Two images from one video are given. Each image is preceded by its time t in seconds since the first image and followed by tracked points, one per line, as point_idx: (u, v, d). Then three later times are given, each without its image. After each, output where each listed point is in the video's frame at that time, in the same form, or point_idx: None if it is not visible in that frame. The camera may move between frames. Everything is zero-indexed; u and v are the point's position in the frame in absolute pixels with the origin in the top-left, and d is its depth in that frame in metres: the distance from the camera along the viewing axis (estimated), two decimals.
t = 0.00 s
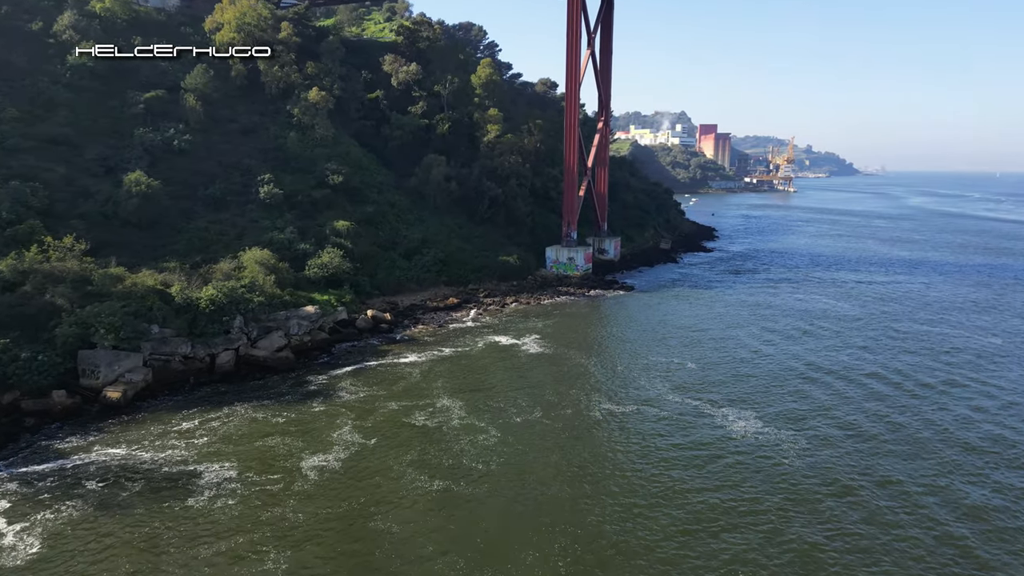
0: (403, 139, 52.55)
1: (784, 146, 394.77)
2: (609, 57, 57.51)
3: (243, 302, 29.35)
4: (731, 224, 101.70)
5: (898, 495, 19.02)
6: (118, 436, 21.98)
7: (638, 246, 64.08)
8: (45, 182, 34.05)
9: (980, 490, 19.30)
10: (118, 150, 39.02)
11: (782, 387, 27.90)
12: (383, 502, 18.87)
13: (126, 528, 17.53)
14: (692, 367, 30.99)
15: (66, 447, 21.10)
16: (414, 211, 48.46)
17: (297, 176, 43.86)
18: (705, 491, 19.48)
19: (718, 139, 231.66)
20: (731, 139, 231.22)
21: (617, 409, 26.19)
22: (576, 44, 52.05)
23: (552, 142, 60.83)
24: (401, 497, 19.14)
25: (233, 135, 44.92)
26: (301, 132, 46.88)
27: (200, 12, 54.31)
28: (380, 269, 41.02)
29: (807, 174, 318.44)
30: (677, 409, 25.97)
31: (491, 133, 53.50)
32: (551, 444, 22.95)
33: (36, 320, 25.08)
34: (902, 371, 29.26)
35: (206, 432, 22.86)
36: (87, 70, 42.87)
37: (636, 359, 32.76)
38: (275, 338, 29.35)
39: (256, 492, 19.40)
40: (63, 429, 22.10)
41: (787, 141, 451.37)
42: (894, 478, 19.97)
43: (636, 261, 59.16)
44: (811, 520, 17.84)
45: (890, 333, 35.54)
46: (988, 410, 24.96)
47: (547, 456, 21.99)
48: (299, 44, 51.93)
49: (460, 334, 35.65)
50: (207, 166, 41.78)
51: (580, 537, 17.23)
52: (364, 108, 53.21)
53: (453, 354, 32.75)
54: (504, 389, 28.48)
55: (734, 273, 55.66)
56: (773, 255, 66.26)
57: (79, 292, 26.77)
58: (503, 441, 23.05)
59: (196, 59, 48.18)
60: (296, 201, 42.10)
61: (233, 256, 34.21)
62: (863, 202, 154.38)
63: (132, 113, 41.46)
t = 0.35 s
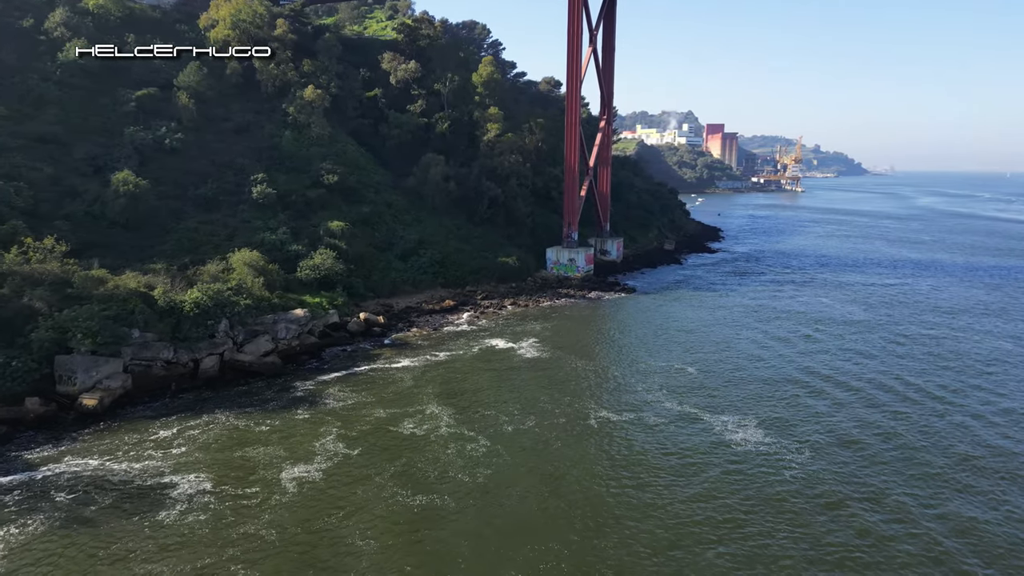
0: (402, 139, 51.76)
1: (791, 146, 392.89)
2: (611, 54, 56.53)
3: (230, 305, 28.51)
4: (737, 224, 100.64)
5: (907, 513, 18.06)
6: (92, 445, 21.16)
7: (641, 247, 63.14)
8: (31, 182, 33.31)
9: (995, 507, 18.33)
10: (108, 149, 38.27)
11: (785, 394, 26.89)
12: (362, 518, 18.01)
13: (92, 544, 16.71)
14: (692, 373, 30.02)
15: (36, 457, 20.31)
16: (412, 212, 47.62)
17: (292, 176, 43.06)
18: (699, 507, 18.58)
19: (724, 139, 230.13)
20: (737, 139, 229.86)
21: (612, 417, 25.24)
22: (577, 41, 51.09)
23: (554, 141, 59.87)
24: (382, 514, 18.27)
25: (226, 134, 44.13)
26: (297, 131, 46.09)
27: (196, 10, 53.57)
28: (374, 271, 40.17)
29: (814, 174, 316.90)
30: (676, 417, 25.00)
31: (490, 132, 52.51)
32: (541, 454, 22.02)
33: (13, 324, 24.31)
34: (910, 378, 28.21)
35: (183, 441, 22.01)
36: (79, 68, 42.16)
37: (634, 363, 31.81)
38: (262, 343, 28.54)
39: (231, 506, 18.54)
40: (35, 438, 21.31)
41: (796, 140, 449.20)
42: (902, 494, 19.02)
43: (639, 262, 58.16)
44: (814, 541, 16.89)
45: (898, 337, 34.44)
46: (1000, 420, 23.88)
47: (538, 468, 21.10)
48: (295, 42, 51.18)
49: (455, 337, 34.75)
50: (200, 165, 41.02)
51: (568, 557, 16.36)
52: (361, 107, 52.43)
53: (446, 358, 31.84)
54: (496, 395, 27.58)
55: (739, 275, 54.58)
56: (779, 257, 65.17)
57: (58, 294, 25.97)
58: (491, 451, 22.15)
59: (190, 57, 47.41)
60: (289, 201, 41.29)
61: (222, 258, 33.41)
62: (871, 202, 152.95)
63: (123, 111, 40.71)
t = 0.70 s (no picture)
0: (400, 138, 50.94)
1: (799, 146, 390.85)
2: (614, 51, 55.51)
3: (215, 308, 27.67)
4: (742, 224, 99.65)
5: (916, 534, 17.09)
6: (62, 456, 20.32)
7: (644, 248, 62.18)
8: (15, 181, 32.56)
9: (1009, 528, 17.35)
10: (98, 147, 37.51)
11: (788, 402, 25.88)
12: (339, 535, 17.12)
13: (53, 563, 15.85)
14: (691, 378, 29.05)
15: (3, 469, 19.49)
16: (409, 212, 46.76)
17: (286, 175, 42.23)
18: (695, 525, 17.61)
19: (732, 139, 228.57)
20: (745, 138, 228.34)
21: (607, 426, 24.29)
22: (579, 38, 50.10)
23: (555, 140, 58.97)
24: (361, 530, 17.37)
25: (220, 133, 43.35)
26: (292, 130, 45.28)
27: (192, 7, 52.80)
28: (369, 272, 39.33)
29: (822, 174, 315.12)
30: (673, 426, 24.04)
31: (490, 130, 51.54)
32: (531, 466, 21.09)
33: None
34: (918, 386, 27.17)
35: (158, 451, 21.16)
36: (69, 65, 41.41)
37: (631, 369, 30.86)
38: (248, 347, 27.68)
39: (202, 522, 17.67)
40: (5, 448, 20.49)
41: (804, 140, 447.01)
42: (909, 512, 18.05)
43: (642, 263, 57.19)
44: (819, 565, 15.88)
45: (905, 342, 33.38)
46: (1011, 432, 22.86)
47: (526, 481, 20.20)
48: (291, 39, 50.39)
49: (449, 341, 33.87)
50: (192, 164, 40.24)
51: None
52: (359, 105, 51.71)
53: (439, 362, 30.96)
54: (488, 401, 26.69)
55: (743, 277, 53.53)
56: (785, 258, 64.09)
57: (36, 297, 25.14)
58: (479, 463, 21.24)
59: (184, 54, 46.63)
60: (283, 201, 40.47)
61: (210, 259, 32.59)
62: (880, 202, 151.43)
63: (113, 109, 39.96)
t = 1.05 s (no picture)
0: (397, 136, 50.09)
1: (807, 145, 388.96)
2: (617, 49, 54.55)
3: (198, 312, 26.84)
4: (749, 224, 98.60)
5: (923, 555, 16.13)
6: (30, 468, 19.51)
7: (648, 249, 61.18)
8: None
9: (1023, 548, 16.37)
10: (86, 146, 36.77)
11: (790, 411, 24.88)
12: (313, 554, 16.22)
13: None
14: (690, 385, 28.07)
15: None
16: (405, 212, 45.88)
17: (280, 175, 41.41)
18: (689, 545, 16.62)
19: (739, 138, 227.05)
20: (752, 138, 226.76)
21: (601, 435, 23.35)
22: (580, 35, 49.16)
23: (557, 139, 58.07)
24: (337, 549, 16.45)
25: (212, 131, 42.55)
26: (287, 129, 44.47)
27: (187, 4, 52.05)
28: (362, 274, 38.47)
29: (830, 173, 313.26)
30: (669, 436, 23.09)
31: (490, 129, 50.61)
32: (520, 478, 20.17)
33: None
34: (927, 394, 26.13)
35: (130, 461, 20.32)
36: (59, 63, 40.68)
37: (629, 374, 29.89)
38: (232, 351, 26.83)
39: (171, 539, 16.81)
40: None
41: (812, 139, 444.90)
42: (915, 531, 17.08)
43: (644, 264, 56.19)
44: None
45: (913, 347, 32.31)
46: None
47: (514, 494, 19.27)
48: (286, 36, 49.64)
49: (443, 345, 32.98)
50: (183, 163, 39.46)
51: None
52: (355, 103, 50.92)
53: (432, 367, 30.06)
54: (479, 408, 25.80)
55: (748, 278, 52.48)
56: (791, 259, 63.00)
57: (12, 300, 24.36)
58: (465, 475, 20.32)
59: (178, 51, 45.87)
60: (276, 200, 39.65)
61: (197, 260, 31.79)
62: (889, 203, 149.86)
63: (103, 107, 39.21)
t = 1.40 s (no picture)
0: (395, 135, 49.29)
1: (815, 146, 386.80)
2: (619, 46, 53.54)
3: (181, 315, 26.03)
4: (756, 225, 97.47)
5: None
6: None
7: (651, 250, 60.12)
8: None
9: None
10: (75, 144, 36.04)
11: (792, 420, 23.89)
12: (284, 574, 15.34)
13: None
14: (689, 392, 27.09)
15: None
16: (402, 212, 45.02)
17: (273, 174, 40.61)
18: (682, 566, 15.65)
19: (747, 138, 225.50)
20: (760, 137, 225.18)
21: (595, 446, 22.40)
22: (580, 32, 48.20)
23: (558, 137, 57.10)
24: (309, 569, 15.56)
25: (205, 130, 41.76)
26: (282, 127, 43.63)
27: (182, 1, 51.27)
28: (356, 275, 37.62)
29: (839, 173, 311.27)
30: (664, 446, 22.15)
31: (490, 127, 49.63)
32: (507, 491, 19.25)
33: None
34: (935, 402, 25.08)
35: (100, 472, 19.48)
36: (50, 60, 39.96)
37: (625, 381, 28.92)
38: (215, 356, 26.01)
39: (134, 558, 15.96)
40: None
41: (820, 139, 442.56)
42: (920, 551, 16.12)
43: (647, 266, 55.17)
44: None
45: (921, 353, 31.25)
46: None
47: (500, 509, 18.33)
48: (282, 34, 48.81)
49: (437, 349, 32.09)
50: (174, 162, 38.69)
51: None
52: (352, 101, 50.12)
53: (423, 372, 29.16)
54: (470, 416, 24.89)
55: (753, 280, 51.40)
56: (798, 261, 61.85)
57: None
58: (450, 488, 19.40)
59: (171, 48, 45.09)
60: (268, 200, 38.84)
61: (184, 261, 31.00)
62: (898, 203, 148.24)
63: (93, 105, 38.45)
